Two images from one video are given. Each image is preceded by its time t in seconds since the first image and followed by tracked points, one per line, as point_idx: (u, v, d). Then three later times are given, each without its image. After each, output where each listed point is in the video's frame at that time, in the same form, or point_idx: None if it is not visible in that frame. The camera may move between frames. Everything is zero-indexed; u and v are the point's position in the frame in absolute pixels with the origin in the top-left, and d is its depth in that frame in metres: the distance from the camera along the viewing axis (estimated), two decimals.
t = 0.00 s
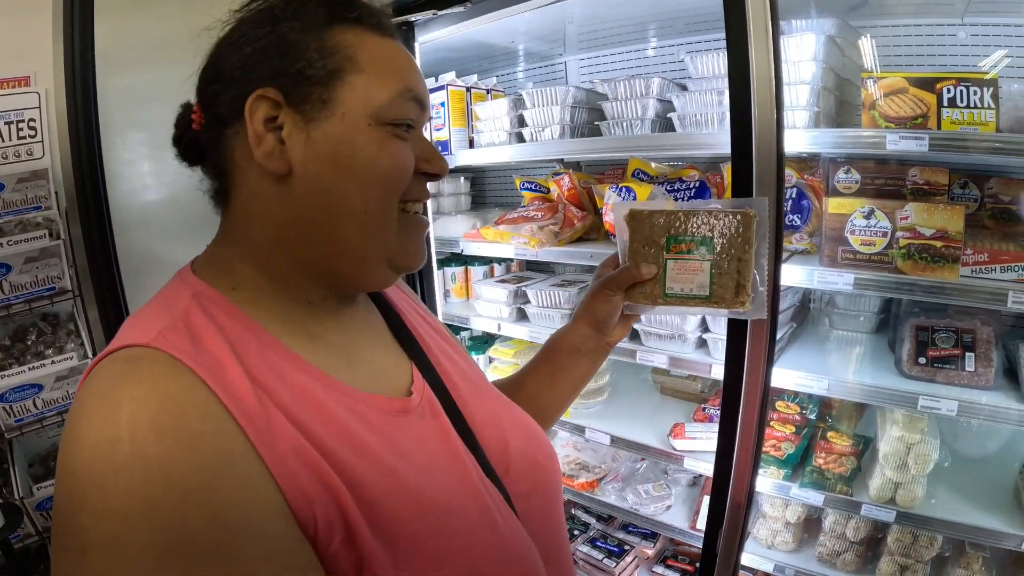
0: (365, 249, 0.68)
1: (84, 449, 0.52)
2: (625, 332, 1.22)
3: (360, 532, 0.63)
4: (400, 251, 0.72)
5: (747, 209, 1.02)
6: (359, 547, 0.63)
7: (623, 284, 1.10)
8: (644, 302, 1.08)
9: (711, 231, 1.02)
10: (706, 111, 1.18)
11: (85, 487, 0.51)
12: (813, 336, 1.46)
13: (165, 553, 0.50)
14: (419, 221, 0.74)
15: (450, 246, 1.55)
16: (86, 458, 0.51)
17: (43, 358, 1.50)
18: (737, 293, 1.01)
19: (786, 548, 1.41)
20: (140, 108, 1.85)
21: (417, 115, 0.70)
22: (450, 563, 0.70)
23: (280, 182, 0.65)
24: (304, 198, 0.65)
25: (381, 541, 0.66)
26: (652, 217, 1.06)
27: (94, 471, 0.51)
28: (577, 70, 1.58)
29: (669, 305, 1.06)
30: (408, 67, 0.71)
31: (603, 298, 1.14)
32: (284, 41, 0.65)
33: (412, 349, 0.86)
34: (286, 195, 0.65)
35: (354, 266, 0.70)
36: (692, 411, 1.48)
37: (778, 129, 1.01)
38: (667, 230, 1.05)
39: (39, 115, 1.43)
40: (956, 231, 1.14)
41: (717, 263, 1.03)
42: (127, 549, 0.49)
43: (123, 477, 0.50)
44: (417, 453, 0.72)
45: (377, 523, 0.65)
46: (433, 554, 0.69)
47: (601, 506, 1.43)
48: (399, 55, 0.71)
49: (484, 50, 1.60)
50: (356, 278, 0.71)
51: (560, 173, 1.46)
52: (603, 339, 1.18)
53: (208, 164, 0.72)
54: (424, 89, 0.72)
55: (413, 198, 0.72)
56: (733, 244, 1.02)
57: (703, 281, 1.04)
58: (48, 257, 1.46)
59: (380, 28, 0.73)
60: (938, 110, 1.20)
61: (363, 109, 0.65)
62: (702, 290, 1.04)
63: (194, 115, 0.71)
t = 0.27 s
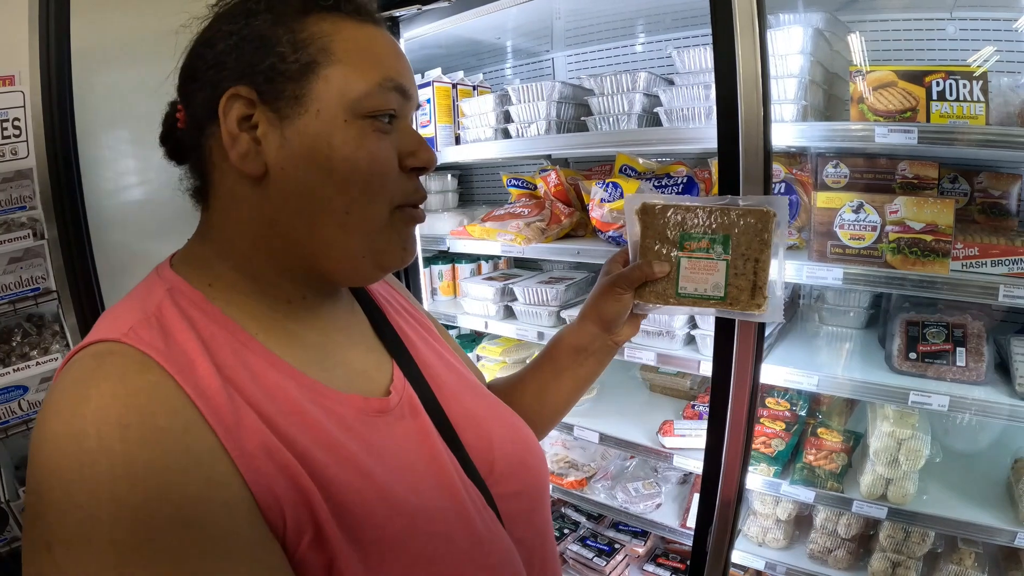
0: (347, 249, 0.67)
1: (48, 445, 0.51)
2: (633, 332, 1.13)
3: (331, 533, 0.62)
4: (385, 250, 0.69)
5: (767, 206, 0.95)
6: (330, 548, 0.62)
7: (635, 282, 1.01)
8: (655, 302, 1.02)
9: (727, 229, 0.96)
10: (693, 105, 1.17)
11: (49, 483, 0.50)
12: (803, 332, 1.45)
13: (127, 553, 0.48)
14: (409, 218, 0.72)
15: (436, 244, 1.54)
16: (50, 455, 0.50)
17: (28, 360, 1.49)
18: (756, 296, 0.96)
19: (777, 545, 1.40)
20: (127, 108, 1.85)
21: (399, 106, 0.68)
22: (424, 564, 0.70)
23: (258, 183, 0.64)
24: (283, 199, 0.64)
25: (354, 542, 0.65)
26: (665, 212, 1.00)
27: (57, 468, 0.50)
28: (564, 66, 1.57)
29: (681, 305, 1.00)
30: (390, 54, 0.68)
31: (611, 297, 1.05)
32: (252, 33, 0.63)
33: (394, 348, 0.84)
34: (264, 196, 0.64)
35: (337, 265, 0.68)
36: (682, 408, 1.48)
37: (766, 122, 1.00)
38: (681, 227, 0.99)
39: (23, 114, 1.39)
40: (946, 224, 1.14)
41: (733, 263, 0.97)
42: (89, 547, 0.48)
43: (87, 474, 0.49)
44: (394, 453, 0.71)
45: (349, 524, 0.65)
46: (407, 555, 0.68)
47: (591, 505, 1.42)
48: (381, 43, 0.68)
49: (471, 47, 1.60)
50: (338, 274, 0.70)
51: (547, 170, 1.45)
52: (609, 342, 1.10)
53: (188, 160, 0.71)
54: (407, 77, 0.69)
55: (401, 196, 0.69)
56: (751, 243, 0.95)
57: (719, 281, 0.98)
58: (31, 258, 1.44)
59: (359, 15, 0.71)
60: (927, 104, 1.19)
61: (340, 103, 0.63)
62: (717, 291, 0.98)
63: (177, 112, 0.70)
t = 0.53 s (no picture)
0: (340, 251, 0.66)
1: (32, 445, 0.50)
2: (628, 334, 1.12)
3: (317, 533, 0.62)
4: (378, 251, 0.69)
5: (766, 211, 0.94)
6: (316, 549, 0.62)
7: (629, 284, 1.00)
8: (649, 305, 1.01)
9: (724, 233, 0.94)
10: (684, 102, 1.17)
11: (32, 483, 0.49)
12: (795, 330, 1.45)
13: (112, 555, 0.48)
14: (401, 219, 0.71)
15: (426, 242, 1.53)
16: (34, 454, 0.49)
17: (17, 362, 1.48)
18: (752, 301, 0.95)
19: (770, 543, 1.40)
20: (117, 108, 1.83)
21: (393, 106, 0.66)
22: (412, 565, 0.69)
23: (253, 183, 0.63)
24: (278, 201, 0.63)
25: (340, 543, 0.65)
26: (662, 214, 0.98)
27: (41, 468, 0.49)
28: (556, 64, 1.57)
29: (675, 308, 0.99)
30: (383, 54, 0.66)
31: (605, 298, 1.04)
32: (244, 30, 0.61)
33: (382, 349, 0.83)
34: (260, 198, 0.63)
35: (330, 267, 0.67)
36: (674, 406, 1.48)
37: (756, 119, 0.99)
38: (678, 229, 0.97)
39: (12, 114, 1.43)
40: (939, 221, 1.14)
41: (729, 268, 0.96)
42: (73, 549, 0.47)
43: (70, 475, 0.48)
44: (382, 454, 0.70)
45: (336, 524, 0.64)
46: (394, 556, 0.68)
47: (584, 505, 1.42)
48: (374, 42, 0.66)
49: (462, 47, 1.60)
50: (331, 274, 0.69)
51: (537, 168, 1.45)
52: (604, 345, 1.09)
53: (177, 158, 0.69)
54: (402, 77, 0.67)
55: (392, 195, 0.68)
56: (748, 247, 0.94)
57: (714, 286, 0.96)
58: (19, 259, 1.49)
59: (353, 13, 0.68)
60: (919, 100, 1.19)
61: (335, 104, 0.62)
62: (711, 296, 0.97)
63: (164, 109, 0.68)
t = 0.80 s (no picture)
0: (316, 254, 0.65)
1: (19, 444, 0.49)
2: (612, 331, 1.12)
3: (305, 531, 0.61)
4: (355, 253, 0.67)
5: (750, 203, 0.94)
6: (303, 548, 0.61)
7: (611, 280, 1.01)
8: (631, 300, 1.01)
9: (706, 227, 0.95)
10: (676, 99, 1.16)
11: (19, 484, 0.48)
12: (787, 327, 1.45)
13: (102, 554, 0.47)
14: (380, 223, 0.70)
15: (418, 242, 1.52)
16: (21, 454, 0.48)
17: (8, 363, 1.50)
18: (733, 295, 0.95)
19: (764, 541, 1.40)
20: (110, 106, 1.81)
21: (373, 107, 0.65)
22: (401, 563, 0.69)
23: (229, 185, 0.63)
24: (254, 202, 0.62)
25: (328, 541, 0.64)
26: (644, 210, 0.99)
27: (28, 467, 0.48)
28: (547, 62, 1.57)
29: (657, 304, 0.99)
30: (365, 53, 0.65)
31: (588, 296, 1.04)
32: (222, 31, 0.61)
33: (366, 349, 0.83)
34: (236, 200, 0.63)
35: (307, 270, 0.67)
36: (667, 404, 1.47)
37: (748, 117, 0.99)
38: (658, 224, 0.98)
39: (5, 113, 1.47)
40: (932, 217, 1.13)
41: (711, 262, 0.96)
42: (61, 548, 0.46)
43: (59, 474, 0.47)
44: (368, 453, 0.70)
45: (323, 523, 0.64)
46: (381, 555, 0.68)
47: (578, 504, 1.41)
48: (357, 41, 0.65)
49: (453, 45, 1.59)
50: (309, 278, 0.68)
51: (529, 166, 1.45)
52: (587, 342, 1.09)
53: (161, 157, 0.68)
54: (384, 78, 0.67)
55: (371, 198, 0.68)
56: (729, 241, 0.94)
57: (696, 281, 0.96)
58: (11, 261, 1.51)
59: (335, 12, 0.67)
60: (911, 97, 1.19)
61: (311, 105, 0.61)
62: (693, 290, 0.97)
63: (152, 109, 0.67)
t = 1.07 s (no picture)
0: (303, 260, 0.65)
1: (14, 440, 0.48)
2: (601, 336, 1.12)
3: (298, 529, 0.61)
4: (342, 259, 0.67)
5: (738, 210, 0.94)
6: (297, 546, 0.61)
7: (601, 285, 1.01)
8: (620, 306, 1.01)
9: (695, 233, 0.95)
10: (670, 98, 1.16)
11: (12, 479, 0.47)
12: (782, 325, 1.45)
13: (98, 549, 0.46)
14: (369, 228, 0.69)
15: (410, 242, 1.51)
16: (16, 449, 0.47)
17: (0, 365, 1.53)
18: (721, 302, 0.95)
19: (760, 540, 1.40)
20: (103, 105, 1.78)
21: (362, 113, 0.64)
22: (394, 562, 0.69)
23: (217, 192, 0.62)
24: (241, 210, 0.62)
25: (321, 539, 0.64)
26: (633, 215, 1.00)
27: (23, 462, 0.47)
28: (540, 61, 1.55)
29: (646, 310, 0.99)
30: (355, 58, 0.64)
31: (577, 301, 1.04)
32: (211, 36, 0.60)
33: (359, 351, 0.83)
34: (224, 206, 0.63)
35: (296, 276, 0.66)
36: (662, 403, 1.47)
37: (743, 117, 0.99)
38: (648, 229, 0.98)
39: None
40: (925, 216, 1.13)
41: (699, 268, 0.96)
42: (58, 544, 0.45)
43: (55, 469, 0.47)
44: (361, 453, 0.70)
45: (317, 520, 0.63)
46: (373, 554, 0.68)
47: (574, 504, 1.41)
48: (348, 44, 0.64)
49: (446, 43, 1.58)
50: (299, 283, 0.68)
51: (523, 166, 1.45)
52: (576, 346, 1.10)
53: (156, 161, 0.68)
54: (374, 83, 0.65)
55: (359, 205, 0.67)
56: (717, 247, 0.94)
57: (685, 287, 0.96)
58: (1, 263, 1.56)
59: (325, 14, 0.66)
60: (905, 96, 1.19)
61: (298, 113, 0.60)
62: (682, 296, 0.97)
63: (148, 111, 0.65)
